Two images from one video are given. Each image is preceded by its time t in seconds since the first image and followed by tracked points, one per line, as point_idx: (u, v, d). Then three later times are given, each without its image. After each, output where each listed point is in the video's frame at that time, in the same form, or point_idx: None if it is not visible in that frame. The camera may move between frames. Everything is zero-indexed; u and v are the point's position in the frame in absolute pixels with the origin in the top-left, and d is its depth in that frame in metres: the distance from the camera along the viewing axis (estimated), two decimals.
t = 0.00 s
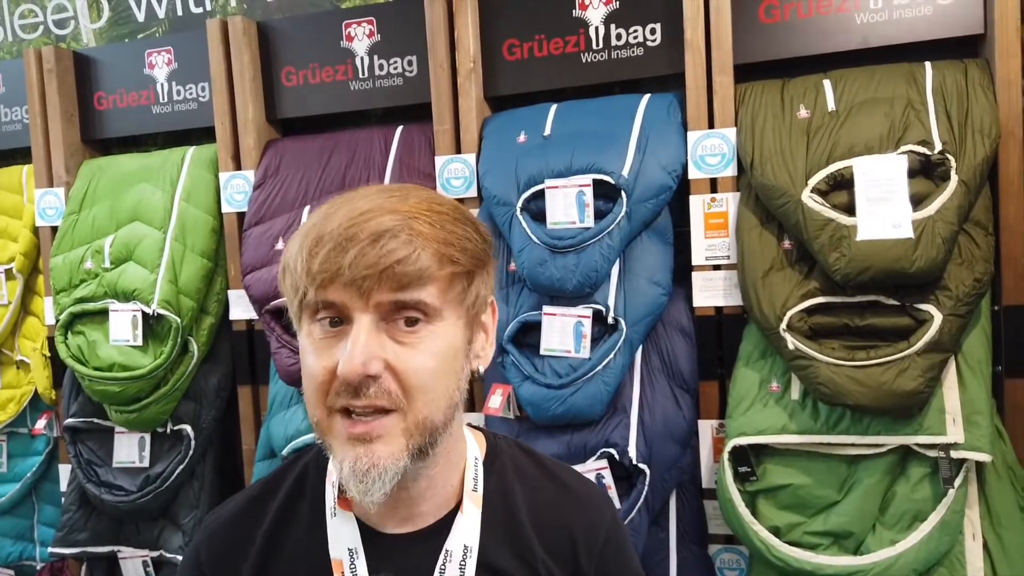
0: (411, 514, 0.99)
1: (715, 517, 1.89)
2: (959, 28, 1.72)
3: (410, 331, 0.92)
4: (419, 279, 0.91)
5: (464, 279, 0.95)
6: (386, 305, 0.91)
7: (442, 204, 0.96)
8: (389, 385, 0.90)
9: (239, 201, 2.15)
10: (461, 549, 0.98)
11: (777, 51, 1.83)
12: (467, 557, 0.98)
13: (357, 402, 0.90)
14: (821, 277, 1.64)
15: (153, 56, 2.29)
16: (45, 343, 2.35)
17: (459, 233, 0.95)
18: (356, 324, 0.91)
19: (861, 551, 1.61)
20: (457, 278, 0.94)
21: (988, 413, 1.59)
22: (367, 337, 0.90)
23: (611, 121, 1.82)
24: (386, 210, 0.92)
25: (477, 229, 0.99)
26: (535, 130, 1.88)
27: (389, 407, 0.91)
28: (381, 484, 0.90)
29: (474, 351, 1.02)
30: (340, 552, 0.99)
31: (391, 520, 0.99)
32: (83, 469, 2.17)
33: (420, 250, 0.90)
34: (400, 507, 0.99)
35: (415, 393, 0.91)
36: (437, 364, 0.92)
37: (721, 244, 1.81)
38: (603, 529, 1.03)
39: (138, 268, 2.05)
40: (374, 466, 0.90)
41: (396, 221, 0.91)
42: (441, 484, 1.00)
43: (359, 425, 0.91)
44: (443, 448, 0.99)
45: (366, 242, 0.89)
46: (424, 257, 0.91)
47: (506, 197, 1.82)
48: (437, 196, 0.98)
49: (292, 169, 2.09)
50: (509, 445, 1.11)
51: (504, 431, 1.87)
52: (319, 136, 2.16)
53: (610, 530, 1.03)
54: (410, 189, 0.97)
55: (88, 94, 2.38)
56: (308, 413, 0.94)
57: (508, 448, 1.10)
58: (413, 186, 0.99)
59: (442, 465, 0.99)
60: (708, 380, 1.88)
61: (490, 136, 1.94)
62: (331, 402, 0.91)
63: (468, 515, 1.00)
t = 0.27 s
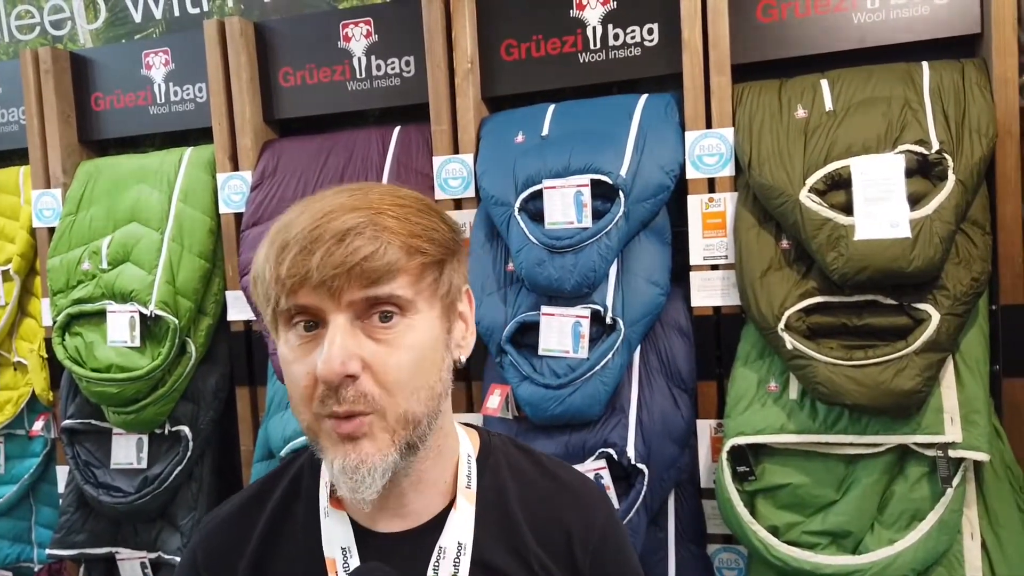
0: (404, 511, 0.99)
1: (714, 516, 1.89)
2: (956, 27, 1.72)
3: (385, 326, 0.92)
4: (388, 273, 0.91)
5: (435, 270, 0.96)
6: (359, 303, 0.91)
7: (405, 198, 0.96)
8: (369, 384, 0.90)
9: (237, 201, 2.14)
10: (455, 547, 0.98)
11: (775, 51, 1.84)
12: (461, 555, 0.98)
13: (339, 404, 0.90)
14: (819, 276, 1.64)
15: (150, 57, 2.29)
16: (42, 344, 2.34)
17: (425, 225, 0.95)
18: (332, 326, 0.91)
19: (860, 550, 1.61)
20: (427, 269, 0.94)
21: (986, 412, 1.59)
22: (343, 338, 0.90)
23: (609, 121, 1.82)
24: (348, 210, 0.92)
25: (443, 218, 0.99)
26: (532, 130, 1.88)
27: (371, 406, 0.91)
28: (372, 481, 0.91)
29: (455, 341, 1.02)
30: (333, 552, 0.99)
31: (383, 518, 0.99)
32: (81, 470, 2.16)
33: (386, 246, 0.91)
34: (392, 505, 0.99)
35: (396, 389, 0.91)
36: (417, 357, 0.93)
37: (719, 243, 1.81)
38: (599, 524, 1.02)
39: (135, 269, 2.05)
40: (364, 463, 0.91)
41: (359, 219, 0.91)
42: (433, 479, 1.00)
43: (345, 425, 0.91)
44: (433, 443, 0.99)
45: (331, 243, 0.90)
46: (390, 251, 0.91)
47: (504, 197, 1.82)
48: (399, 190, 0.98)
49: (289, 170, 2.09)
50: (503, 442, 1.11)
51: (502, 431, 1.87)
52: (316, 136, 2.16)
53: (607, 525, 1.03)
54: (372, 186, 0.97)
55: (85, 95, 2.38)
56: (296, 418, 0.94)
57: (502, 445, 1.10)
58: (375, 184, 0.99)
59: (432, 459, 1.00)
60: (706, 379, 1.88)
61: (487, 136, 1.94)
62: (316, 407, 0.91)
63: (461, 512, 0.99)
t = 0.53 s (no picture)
0: (402, 511, 0.99)
1: (714, 516, 1.89)
2: (956, 28, 1.73)
3: (361, 340, 0.90)
4: (356, 287, 0.89)
5: (405, 276, 0.94)
6: (330, 320, 0.90)
7: (366, 206, 0.94)
8: (350, 401, 0.89)
9: (237, 202, 2.14)
10: (455, 547, 0.98)
11: (775, 51, 1.84)
12: (462, 555, 0.97)
13: (322, 424, 0.89)
14: (820, 276, 1.64)
15: (150, 57, 2.29)
16: (42, 345, 2.34)
17: (389, 232, 0.93)
18: (307, 345, 0.90)
19: (861, 550, 1.61)
20: (396, 276, 0.93)
21: (986, 412, 1.59)
22: (319, 357, 0.89)
23: (609, 121, 1.82)
24: (307, 227, 0.91)
25: (409, 221, 0.97)
26: (532, 130, 1.88)
27: (354, 421, 0.90)
28: (361, 487, 0.91)
29: (437, 340, 1.01)
30: (334, 553, 0.99)
31: (381, 517, 0.99)
32: (81, 471, 2.16)
33: (350, 259, 0.89)
34: (389, 504, 0.98)
35: (377, 401, 0.90)
36: (396, 366, 0.91)
37: (719, 243, 1.81)
38: (599, 523, 1.02)
39: (136, 269, 2.04)
40: (350, 471, 0.90)
41: (319, 236, 0.90)
42: (431, 476, 1.00)
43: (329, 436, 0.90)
44: (428, 441, 0.99)
45: (294, 263, 0.88)
46: (355, 264, 0.89)
47: (504, 198, 1.82)
48: (360, 198, 0.96)
49: (288, 170, 2.09)
50: (503, 440, 1.10)
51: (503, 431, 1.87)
52: (316, 136, 2.16)
53: (607, 524, 1.03)
54: (332, 197, 0.95)
55: (85, 95, 2.38)
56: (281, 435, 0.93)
57: (501, 444, 1.09)
58: (335, 193, 0.97)
59: (429, 456, 0.99)
60: (707, 380, 1.88)
61: (487, 136, 1.94)
62: (299, 426, 0.90)
63: (461, 513, 0.99)
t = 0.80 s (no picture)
0: (399, 517, 0.99)
1: (715, 517, 1.89)
2: (957, 28, 1.72)
3: (353, 352, 0.90)
4: (346, 300, 0.89)
5: (396, 286, 0.93)
6: (322, 333, 0.89)
7: (356, 217, 0.94)
8: (342, 412, 0.89)
9: (237, 202, 2.14)
10: (454, 551, 0.97)
11: (776, 51, 1.83)
12: (461, 558, 0.97)
13: (316, 435, 0.89)
14: (820, 277, 1.64)
15: (151, 57, 2.29)
16: (42, 345, 2.34)
17: (379, 243, 0.93)
18: (299, 357, 0.89)
19: (861, 551, 1.61)
20: (388, 288, 0.92)
21: (987, 413, 1.59)
22: (312, 368, 0.89)
23: (609, 121, 1.82)
24: (297, 239, 0.90)
25: (400, 231, 0.97)
26: (533, 131, 1.88)
27: (348, 433, 0.90)
28: (359, 504, 0.91)
29: (431, 349, 1.01)
30: (332, 561, 0.98)
31: (378, 523, 0.99)
32: (81, 471, 2.16)
33: (340, 272, 0.89)
34: (385, 510, 0.98)
35: (370, 412, 0.90)
36: (389, 378, 0.91)
37: (720, 244, 1.81)
38: (597, 521, 1.02)
39: (136, 269, 2.04)
40: (348, 489, 0.90)
41: (309, 248, 0.90)
42: (427, 482, 0.99)
43: (325, 451, 0.90)
44: (423, 448, 0.98)
45: (283, 276, 0.88)
46: (345, 277, 0.89)
47: (505, 198, 1.82)
48: (350, 208, 0.96)
49: (289, 170, 2.09)
50: (500, 440, 1.10)
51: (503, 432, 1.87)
52: (316, 137, 2.15)
53: (604, 522, 1.03)
54: (321, 209, 0.95)
55: (85, 95, 2.38)
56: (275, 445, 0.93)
57: (498, 445, 1.09)
58: (325, 203, 0.97)
59: (425, 463, 0.99)
60: (707, 380, 1.88)
61: (488, 136, 1.94)
62: (293, 437, 0.90)
63: (458, 516, 0.99)
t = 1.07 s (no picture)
0: (396, 519, 0.99)
1: (716, 518, 1.89)
2: (958, 29, 1.73)
3: (365, 350, 0.90)
4: (365, 299, 0.89)
5: (415, 290, 0.94)
6: (336, 329, 0.90)
7: (382, 216, 0.94)
8: (349, 408, 0.89)
9: (238, 202, 2.14)
10: (450, 553, 0.98)
11: (776, 52, 1.83)
12: (457, 561, 0.98)
13: (319, 428, 0.89)
14: (820, 277, 1.64)
15: (151, 58, 2.29)
16: (43, 346, 2.34)
17: (402, 245, 0.93)
18: (310, 350, 0.90)
19: (862, 551, 1.61)
20: (406, 291, 0.93)
21: (987, 414, 1.59)
22: (322, 363, 0.89)
23: (610, 122, 1.82)
24: (322, 233, 0.90)
25: (423, 235, 0.97)
26: (534, 132, 1.88)
27: (351, 429, 0.90)
28: (349, 502, 0.91)
29: (441, 355, 1.01)
30: (327, 561, 0.99)
31: (377, 526, 0.99)
32: (82, 472, 2.16)
33: (362, 270, 0.89)
34: (381, 512, 0.98)
35: (377, 412, 0.90)
36: (398, 379, 0.91)
37: (721, 244, 1.82)
38: (594, 524, 1.02)
39: (137, 270, 2.04)
40: (340, 486, 0.90)
41: (333, 243, 0.90)
42: (424, 485, 0.99)
43: (323, 447, 0.90)
44: (421, 450, 0.98)
45: (305, 269, 0.88)
46: (367, 276, 0.89)
47: (506, 199, 1.82)
48: (377, 207, 0.96)
49: (290, 171, 2.09)
50: (497, 443, 1.11)
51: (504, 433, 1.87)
52: (317, 137, 2.16)
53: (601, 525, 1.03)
54: (348, 204, 0.95)
55: (86, 96, 2.38)
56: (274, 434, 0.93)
57: (496, 447, 1.10)
58: (352, 199, 0.97)
59: (421, 466, 0.99)
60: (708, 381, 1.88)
61: (489, 137, 1.94)
62: (294, 428, 0.90)
63: (454, 518, 0.99)
